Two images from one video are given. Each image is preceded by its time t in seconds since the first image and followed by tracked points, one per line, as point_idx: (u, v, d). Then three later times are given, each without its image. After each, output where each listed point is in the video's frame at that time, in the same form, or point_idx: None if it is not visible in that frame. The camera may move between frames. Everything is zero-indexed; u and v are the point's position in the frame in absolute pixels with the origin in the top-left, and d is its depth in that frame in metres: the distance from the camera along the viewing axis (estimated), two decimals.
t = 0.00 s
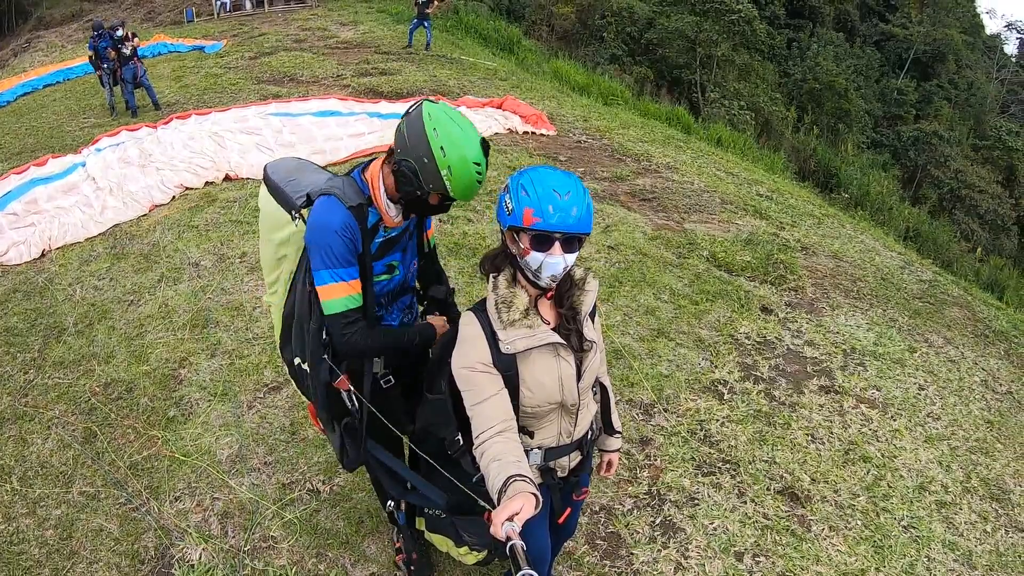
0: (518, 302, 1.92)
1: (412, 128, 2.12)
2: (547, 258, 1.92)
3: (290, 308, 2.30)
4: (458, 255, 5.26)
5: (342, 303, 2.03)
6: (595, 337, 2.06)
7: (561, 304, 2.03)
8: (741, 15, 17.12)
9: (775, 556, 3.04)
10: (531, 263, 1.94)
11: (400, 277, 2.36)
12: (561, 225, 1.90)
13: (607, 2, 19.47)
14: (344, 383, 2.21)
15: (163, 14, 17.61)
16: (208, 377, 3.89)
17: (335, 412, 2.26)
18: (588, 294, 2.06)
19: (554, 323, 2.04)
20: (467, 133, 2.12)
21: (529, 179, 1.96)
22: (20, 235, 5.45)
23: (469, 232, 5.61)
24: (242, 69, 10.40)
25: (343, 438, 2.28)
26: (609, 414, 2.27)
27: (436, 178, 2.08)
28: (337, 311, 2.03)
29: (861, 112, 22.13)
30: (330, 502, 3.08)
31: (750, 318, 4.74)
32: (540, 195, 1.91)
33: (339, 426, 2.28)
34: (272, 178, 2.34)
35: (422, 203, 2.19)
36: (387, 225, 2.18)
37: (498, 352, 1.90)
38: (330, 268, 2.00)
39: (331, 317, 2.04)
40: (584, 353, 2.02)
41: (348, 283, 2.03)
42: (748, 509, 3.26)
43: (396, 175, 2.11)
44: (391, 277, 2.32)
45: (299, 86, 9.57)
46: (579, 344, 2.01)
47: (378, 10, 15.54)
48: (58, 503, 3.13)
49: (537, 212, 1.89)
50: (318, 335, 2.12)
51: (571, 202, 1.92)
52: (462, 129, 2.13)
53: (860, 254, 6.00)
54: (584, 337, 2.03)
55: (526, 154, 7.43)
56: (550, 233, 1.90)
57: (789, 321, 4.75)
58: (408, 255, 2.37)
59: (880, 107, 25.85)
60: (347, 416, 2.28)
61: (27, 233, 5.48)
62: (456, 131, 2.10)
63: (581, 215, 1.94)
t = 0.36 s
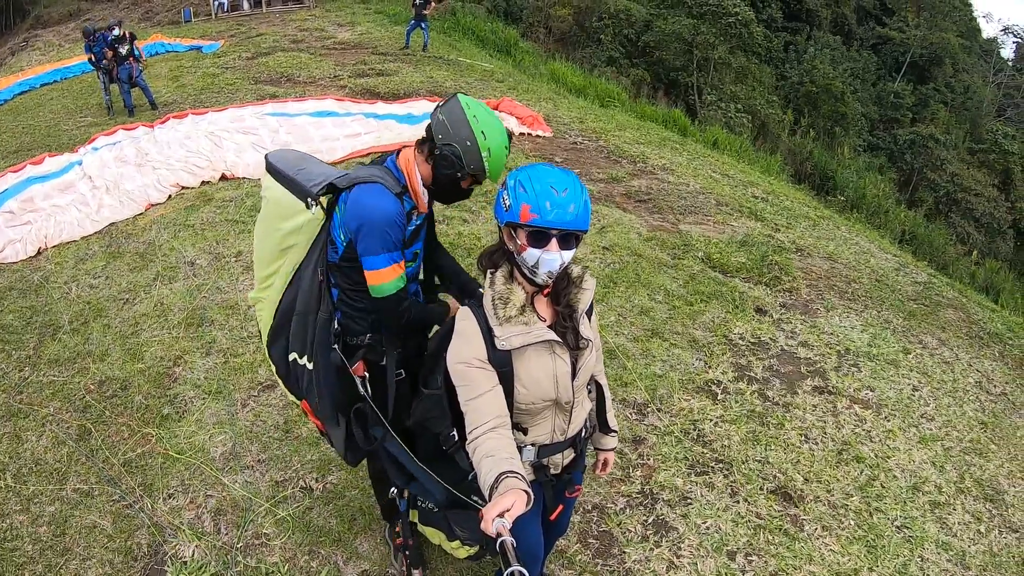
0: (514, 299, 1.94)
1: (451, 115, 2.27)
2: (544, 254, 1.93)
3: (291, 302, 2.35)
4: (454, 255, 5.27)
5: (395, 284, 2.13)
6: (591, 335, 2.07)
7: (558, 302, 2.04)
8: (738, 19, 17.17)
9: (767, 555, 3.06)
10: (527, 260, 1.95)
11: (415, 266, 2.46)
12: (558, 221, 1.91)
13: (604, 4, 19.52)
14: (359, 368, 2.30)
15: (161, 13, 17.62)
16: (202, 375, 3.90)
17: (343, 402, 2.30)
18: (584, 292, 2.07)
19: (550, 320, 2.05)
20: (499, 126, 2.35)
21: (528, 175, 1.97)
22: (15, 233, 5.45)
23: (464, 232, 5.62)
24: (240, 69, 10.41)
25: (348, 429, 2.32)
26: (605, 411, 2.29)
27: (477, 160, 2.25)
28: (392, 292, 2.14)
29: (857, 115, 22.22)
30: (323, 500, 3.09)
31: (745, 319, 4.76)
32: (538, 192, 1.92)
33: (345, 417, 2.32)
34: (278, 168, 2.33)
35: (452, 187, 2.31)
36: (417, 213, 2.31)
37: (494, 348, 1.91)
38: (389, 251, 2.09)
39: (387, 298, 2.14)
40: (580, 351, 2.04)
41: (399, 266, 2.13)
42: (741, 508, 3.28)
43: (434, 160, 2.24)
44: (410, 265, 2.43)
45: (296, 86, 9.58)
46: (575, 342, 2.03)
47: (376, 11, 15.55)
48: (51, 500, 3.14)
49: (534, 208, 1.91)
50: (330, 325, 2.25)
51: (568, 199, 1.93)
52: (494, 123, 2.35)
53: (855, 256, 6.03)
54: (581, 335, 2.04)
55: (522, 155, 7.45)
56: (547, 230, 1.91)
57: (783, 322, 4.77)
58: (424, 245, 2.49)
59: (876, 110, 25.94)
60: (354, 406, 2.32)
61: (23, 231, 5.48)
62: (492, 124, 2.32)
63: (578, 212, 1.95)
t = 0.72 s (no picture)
0: (510, 297, 1.95)
1: (472, 116, 2.31)
2: (538, 253, 1.94)
3: (297, 299, 2.35)
4: (452, 257, 5.28)
5: (418, 278, 2.13)
6: (586, 333, 2.08)
7: (553, 300, 2.05)
8: (735, 21, 17.15)
9: (765, 555, 3.06)
10: (522, 258, 1.97)
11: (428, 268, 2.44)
12: (552, 221, 1.91)
13: (602, 7, 19.56)
14: (374, 365, 2.27)
15: (159, 18, 17.66)
16: (200, 378, 3.91)
17: (351, 399, 2.30)
18: (580, 291, 2.08)
19: (546, 319, 2.06)
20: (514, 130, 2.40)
21: (522, 175, 1.98)
22: (14, 237, 5.46)
23: (462, 235, 5.63)
24: (238, 73, 10.43)
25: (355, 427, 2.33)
26: (606, 409, 2.29)
27: (501, 155, 2.26)
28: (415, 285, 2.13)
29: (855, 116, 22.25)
30: (320, 502, 3.10)
31: (742, 320, 4.77)
32: (532, 191, 1.93)
33: (352, 415, 2.32)
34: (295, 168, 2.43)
35: (472, 187, 2.33)
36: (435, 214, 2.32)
37: (490, 346, 1.92)
38: (415, 246, 2.09)
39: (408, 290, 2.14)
40: (576, 349, 2.05)
41: (424, 259, 2.12)
42: (739, 508, 3.28)
43: (457, 160, 2.26)
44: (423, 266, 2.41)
45: (295, 90, 9.60)
46: (571, 341, 2.04)
47: (374, 15, 15.59)
48: (49, 503, 3.14)
49: (528, 207, 1.92)
50: (341, 322, 2.25)
51: (562, 198, 1.93)
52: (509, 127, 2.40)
53: (853, 257, 6.04)
54: (576, 333, 2.05)
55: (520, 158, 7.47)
56: (542, 229, 1.92)
57: (781, 323, 4.78)
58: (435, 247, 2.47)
59: (874, 111, 25.98)
60: (361, 404, 2.31)
61: (21, 235, 5.49)
62: (509, 127, 2.37)
63: (573, 211, 1.95)
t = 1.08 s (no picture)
0: (511, 302, 1.94)
1: (473, 117, 2.31)
2: (538, 257, 1.94)
3: (301, 303, 2.35)
4: (452, 260, 5.28)
5: (423, 276, 2.09)
6: (588, 338, 2.08)
7: (554, 305, 2.05)
8: (736, 20, 17.22)
9: (767, 558, 3.05)
10: (522, 263, 1.96)
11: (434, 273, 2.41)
12: (552, 225, 1.91)
13: (602, 7, 19.57)
14: (383, 366, 2.25)
15: (160, 21, 17.68)
16: (201, 381, 3.91)
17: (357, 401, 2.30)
18: (581, 296, 2.07)
19: (547, 323, 2.05)
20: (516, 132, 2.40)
21: (521, 179, 1.97)
22: (15, 240, 5.47)
23: (463, 237, 5.63)
24: (239, 76, 10.44)
25: (363, 430, 2.32)
26: (608, 414, 2.29)
27: (503, 154, 2.26)
28: (419, 283, 2.10)
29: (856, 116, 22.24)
30: (321, 505, 3.10)
31: (744, 321, 4.76)
32: (532, 195, 1.92)
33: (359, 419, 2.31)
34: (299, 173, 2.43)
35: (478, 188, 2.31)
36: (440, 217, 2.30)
37: (490, 351, 1.92)
38: (420, 242, 2.06)
39: (409, 289, 2.10)
40: (577, 354, 2.04)
41: (428, 257, 2.09)
42: (741, 511, 3.28)
43: (462, 160, 2.26)
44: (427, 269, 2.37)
45: (295, 92, 9.61)
46: (572, 346, 2.03)
47: (374, 17, 15.60)
48: (50, 507, 3.14)
49: (528, 211, 1.91)
50: (346, 323, 2.25)
51: (562, 202, 1.92)
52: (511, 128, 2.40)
53: (855, 257, 6.03)
54: (577, 338, 2.05)
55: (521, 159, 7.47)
56: (542, 233, 1.91)
57: (783, 324, 4.77)
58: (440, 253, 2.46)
59: (875, 111, 25.96)
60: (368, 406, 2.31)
61: (23, 238, 5.49)
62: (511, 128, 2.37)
63: (573, 215, 1.94)
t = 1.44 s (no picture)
0: (512, 305, 1.94)
1: (466, 114, 2.29)
2: (539, 260, 1.93)
3: (303, 304, 2.34)
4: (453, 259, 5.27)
5: (420, 278, 2.08)
6: (588, 341, 2.08)
7: (555, 308, 2.04)
8: (738, 19, 17.24)
9: (769, 560, 3.05)
10: (523, 266, 1.96)
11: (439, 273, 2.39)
12: (553, 228, 1.90)
13: (604, 6, 19.52)
14: (383, 369, 2.25)
15: (161, 19, 17.67)
16: (202, 381, 3.91)
17: (359, 404, 2.29)
18: (581, 299, 2.07)
19: (548, 327, 2.05)
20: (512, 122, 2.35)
21: (521, 182, 1.96)
22: (17, 240, 5.48)
23: (465, 236, 5.63)
24: (240, 74, 10.44)
25: (364, 432, 2.31)
26: (609, 416, 2.28)
27: (495, 143, 2.22)
28: (416, 286, 2.09)
29: (859, 115, 22.20)
30: (323, 506, 3.10)
31: (746, 321, 4.76)
32: (532, 199, 1.91)
33: (360, 421, 2.30)
34: (301, 172, 2.44)
35: (476, 182, 2.27)
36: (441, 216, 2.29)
37: (491, 355, 1.91)
38: (416, 244, 2.05)
39: (406, 293, 2.09)
40: (577, 357, 2.04)
41: (424, 260, 2.07)
42: (742, 512, 3.27)
43: (454, 155, 2.23)
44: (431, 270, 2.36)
45: (297, 91, 9.61)
46: (572, 349, 2.03)
47: (376, 15, 15.59)
48: (52, 507, 3.14)
49: (528, 214, 1.91)
50: (346, 325, 2.25)
51: (562, 205, 1.92)
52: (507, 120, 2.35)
53: (857, 257, 6.02)
54: (577, 341, 2.04)
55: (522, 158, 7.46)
56: (542, 236, 1.91)
57: (785, 324, 4.76)
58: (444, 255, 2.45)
59: (878, 109, 25.90)
60: (370, 409, 2.31)
61: (24, 238, 5.50)
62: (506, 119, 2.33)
63: (573, 218, 1.94)
